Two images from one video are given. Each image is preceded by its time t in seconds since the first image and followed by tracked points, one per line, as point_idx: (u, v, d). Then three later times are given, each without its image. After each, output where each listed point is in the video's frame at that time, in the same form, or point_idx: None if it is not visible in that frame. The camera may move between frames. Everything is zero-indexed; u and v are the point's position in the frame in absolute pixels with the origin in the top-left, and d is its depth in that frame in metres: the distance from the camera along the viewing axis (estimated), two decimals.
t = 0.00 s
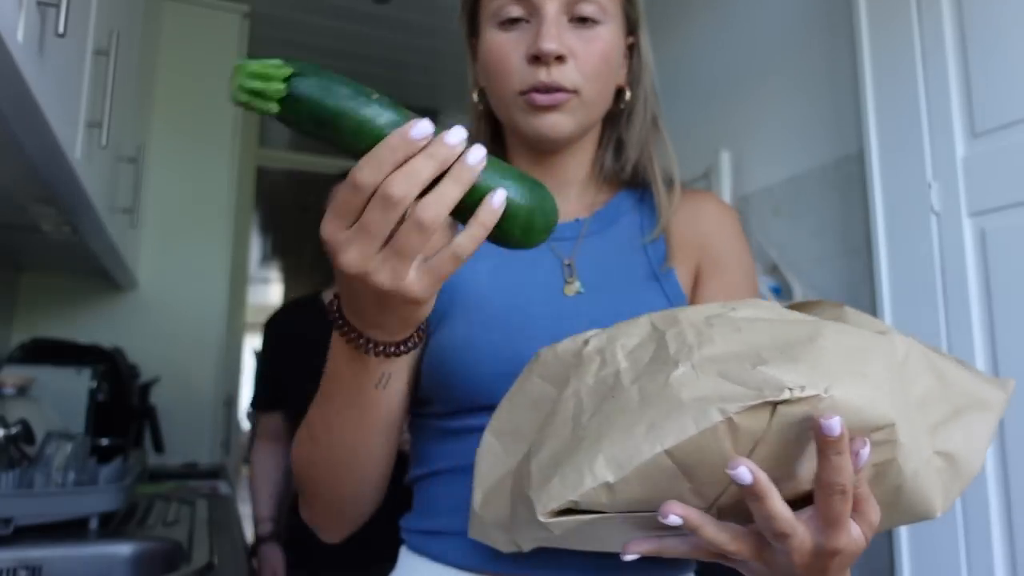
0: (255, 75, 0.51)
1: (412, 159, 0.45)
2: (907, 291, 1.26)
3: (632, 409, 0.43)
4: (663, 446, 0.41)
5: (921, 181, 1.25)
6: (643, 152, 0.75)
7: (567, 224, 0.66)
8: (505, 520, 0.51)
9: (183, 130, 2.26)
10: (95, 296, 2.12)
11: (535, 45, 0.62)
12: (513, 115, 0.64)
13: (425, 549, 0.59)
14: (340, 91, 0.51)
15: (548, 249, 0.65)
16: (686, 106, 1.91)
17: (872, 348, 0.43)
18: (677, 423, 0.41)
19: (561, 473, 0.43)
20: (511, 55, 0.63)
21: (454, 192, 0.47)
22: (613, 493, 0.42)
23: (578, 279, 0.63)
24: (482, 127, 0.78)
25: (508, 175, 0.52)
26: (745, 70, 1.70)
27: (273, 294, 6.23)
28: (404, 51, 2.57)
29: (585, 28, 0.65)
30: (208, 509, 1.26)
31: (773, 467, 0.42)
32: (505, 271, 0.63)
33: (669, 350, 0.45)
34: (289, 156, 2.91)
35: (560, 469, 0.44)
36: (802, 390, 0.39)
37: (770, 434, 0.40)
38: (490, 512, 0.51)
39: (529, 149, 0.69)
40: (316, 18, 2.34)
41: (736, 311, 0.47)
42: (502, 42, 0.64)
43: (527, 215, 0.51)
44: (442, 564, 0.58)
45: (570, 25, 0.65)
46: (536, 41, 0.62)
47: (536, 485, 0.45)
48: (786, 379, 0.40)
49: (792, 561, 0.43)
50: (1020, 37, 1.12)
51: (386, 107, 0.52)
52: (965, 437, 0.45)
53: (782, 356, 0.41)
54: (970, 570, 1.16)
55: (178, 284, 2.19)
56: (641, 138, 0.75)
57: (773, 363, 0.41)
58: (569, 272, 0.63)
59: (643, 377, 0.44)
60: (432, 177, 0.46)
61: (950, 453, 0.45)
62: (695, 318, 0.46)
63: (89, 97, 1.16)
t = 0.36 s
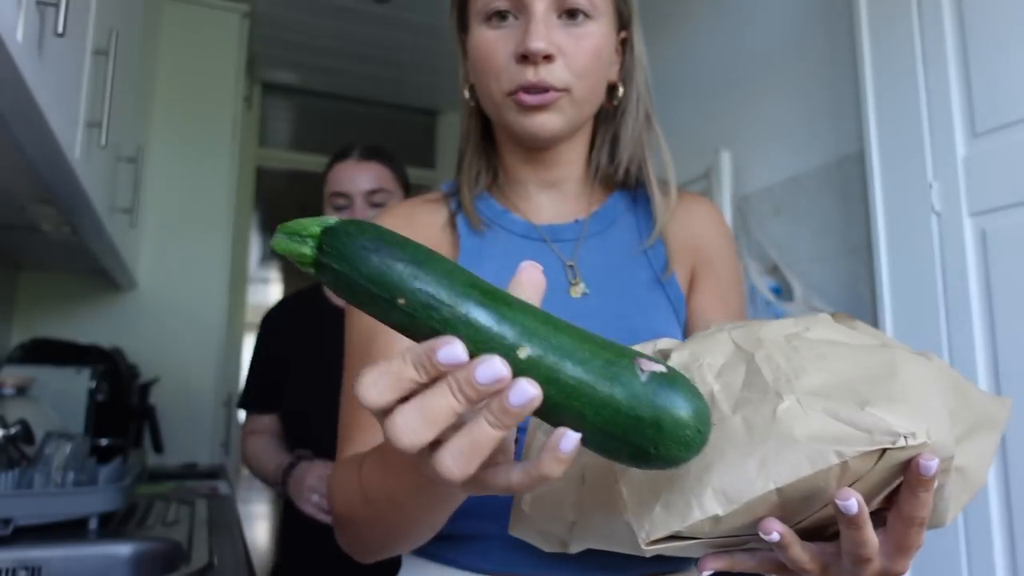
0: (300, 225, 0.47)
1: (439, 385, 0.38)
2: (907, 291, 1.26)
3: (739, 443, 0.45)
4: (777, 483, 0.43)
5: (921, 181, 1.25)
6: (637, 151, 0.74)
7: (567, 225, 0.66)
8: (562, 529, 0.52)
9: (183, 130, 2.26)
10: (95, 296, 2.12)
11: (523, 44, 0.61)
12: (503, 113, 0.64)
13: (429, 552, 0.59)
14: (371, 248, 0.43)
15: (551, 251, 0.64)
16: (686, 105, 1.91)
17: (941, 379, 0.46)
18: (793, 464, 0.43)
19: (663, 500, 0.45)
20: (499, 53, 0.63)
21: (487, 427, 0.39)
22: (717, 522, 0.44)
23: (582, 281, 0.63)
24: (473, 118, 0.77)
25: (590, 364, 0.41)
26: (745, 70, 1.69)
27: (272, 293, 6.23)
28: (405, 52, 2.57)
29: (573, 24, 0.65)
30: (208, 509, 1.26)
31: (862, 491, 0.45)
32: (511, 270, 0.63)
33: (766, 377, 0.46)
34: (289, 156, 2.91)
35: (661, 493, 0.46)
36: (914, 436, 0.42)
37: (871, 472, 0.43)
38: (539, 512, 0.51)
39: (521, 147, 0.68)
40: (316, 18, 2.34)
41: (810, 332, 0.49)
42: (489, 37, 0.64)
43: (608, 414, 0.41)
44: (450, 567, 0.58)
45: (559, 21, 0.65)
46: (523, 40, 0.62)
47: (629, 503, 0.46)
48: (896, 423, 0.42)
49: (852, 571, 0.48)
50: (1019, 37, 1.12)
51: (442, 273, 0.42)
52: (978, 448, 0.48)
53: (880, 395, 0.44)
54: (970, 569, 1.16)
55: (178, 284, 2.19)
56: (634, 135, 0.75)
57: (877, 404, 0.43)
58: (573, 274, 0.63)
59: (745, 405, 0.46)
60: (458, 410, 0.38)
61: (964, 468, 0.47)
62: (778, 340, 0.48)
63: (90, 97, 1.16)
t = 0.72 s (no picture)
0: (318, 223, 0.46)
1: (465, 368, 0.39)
2: (907, 291, 1.27)
3: (754, 437, 0.45)
4: (791, 476, 0.43)
5: (920, 181, 1.25)
6: (636, 149, 0.75)
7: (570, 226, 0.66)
8: (572, 525, 0.54)
9: (183, 130, 2.26)
10: (95, 296, 2.12)
11: (514, 50, 0.61)
12: (499, 120, 0.64)
13: (430, 551, 0.59)
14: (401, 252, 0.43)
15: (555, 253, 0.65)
16: (686, 105, 1.91)
17: (947, 378, 0.47)
18: (807, 457, 0.43)
19: (677, 494, 0.46)
20: (492, 60, 0.63)
21: (515, 405, 0.40)
22: (731, 514, 0.45)
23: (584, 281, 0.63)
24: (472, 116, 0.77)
25: (609, 347, 0.42)
26: (745, 70, 1.69)
27: (272, 294, 6.23)
28: (405, 52, 2.57)
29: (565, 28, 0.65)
30: (208, 509, 1.26)
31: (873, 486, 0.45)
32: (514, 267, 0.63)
33: (778, 373, 0.47)
34: (289, 157, 2.92)
35: (675, 486, 0.46)
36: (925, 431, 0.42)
37: (882, 467, 0.44)
38: (548, 506, 0.52)
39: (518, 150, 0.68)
40: (316, 18, 2.34)
41: (820, 329, 0.50)
42: (484, 44, 0.64)
43: (632, 390, 0.42)
44: (453, 566, 0.58)
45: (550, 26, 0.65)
46: (515, 46, 0.62)
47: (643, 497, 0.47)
48: (908, 418, 0.43)
49: (860, 566, 0.48)
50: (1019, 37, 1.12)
51: (463, 262, 0.43)
52: (980, 449, 0.48)
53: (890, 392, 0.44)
54: (969, 569, 1.16)
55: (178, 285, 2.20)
56: (633, 133, 0.75)
57: (888, 400, 0.44)
58: (575, 275, 0.63)
59: (758, 400, 0.47)
60: (486, 388, 0.39)
61: (968, 470, 0.48)
62: (789, 338, 0.49)
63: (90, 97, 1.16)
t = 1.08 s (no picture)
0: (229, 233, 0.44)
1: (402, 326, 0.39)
2: (907, 292, 1.27)
3: (748, 444, 0.44)
4: (783, 486, 0.43)
5: (920, 180, 1.25)
6: (644, 143, 0.75)
7: (576, 227, 0.66)
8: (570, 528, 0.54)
9: (182, 130, 2.26)
10: (94, 296, 2.12)
11: (503, 62, 0.62)
12: (501, 130, 0.65)
13: (436, 549, 0.60)
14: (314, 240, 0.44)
15: (559, 253, 0.65)
16: (685, 105, 1.91)
17: (951, 387, 0.46)
18: (799, 466, 0.42)
19: (668, 501, 0.45)
20: (485, 72, 0.64)
21: (455, 354, 0.40)
22: (722, 523, 0.44)
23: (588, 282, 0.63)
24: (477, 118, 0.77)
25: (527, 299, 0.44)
26: (744, 70, 1.69)
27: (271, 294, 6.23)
28: (404, 51, 2.57)
29: (557, 34, 0.64)
30: (208, 509, 1.26)
31: (872, 494, 0.45)
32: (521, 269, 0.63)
33: (775, 379, 0.46)
34: (289, 157, 2.92)
35: (665, 493, 0.45)
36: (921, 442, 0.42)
37: (878, 475, 0.43)
38: (548, 511, 0.53)
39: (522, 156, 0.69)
40: (316, 18, 2.34)
41: (821, 334, 0.48)
42: (479, 57, 0.65)
43: (566, 339, 0.43)
44: (458, 565, 0.59)
45: (541, 33, 0.64)
46: (504, 57, 0.63)
47: (636, 502, 0.46)
48: (904, 428, 0.42)
49: None
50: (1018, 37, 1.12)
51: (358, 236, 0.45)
52: (991, 460, 0.48)
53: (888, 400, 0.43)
54: (970, 569, 1.16)
55: (178, 285, 2.19)
56: (639, 127, 0.75)
57: (885, 409, 0.43)
58: (577, 276, 0.63)
59: (752, 407, 0.45)
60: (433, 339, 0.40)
61: (976, 477, 0.47)
62: (788, 343, 0.48)
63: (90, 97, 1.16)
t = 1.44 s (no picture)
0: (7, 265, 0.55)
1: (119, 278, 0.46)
2: (907, 291, 1.26)
3: (627, 437, 0.39)
4: (650, 481, 0.37)
5: (921, 180, 1.25)
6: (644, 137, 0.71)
7: (585, 227, 0.66)
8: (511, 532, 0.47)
9: (182, 130, 2.26)
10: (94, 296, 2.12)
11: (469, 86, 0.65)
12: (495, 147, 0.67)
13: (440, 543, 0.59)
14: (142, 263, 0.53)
15: (562, 254, 0.65)
16: (684, 106, 1.91)
17: (907, 395, 0.38)
18: (666, 464, 0.37)
19: (541, 491, 0.40)
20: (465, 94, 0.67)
21: (169, 290, 0.46)
22: (594, 515, 0.39)
23: (583, 281, 0.62)
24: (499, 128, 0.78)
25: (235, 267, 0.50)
26: (744, 70, 1.70)
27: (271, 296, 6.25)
28: (405, 51, 2.56)
29: (518, 46, 0.64)
30: (207, 509, 1.26)
31: (771, 503, 0.38)
32: (523, 270, 0.64)
33: (679, 373, 0.40)
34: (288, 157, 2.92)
35: (544, 480, 0.41)
36: (807, 445, 0.35)
37: (763, 481, 0.37)
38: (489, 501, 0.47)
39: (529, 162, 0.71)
40: (316, 17, 2.34)
41: (763, 334, 0.41)
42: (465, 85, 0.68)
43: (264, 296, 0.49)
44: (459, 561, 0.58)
45: (503, 49, 0.65)
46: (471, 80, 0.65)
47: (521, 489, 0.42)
48: (790, 427, 0.35)
49: None
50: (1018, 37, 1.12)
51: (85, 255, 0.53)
52: (1001, 487, 0.41)
53: (793, 402, 0.37)
54: (971, 569, 1.16)
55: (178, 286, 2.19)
56: (637, 119, 0.71)
57: (782, 410, 0.36)
58: (574, 276, 0.63)
59: (647, 401, 0.40)
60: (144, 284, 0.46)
61: (979, 505, 0.41)
62: (716, 342, 0.40)
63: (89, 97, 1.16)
